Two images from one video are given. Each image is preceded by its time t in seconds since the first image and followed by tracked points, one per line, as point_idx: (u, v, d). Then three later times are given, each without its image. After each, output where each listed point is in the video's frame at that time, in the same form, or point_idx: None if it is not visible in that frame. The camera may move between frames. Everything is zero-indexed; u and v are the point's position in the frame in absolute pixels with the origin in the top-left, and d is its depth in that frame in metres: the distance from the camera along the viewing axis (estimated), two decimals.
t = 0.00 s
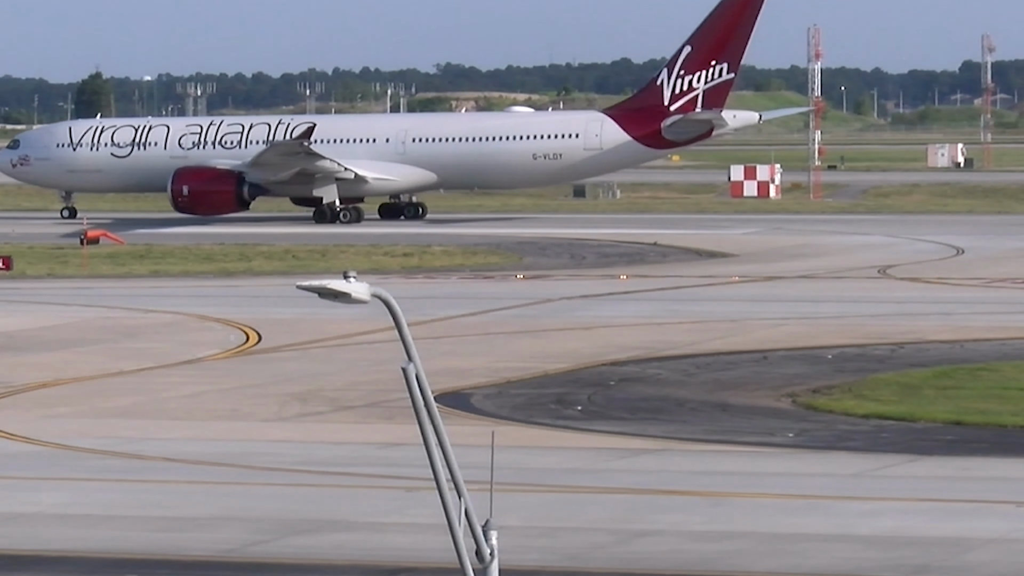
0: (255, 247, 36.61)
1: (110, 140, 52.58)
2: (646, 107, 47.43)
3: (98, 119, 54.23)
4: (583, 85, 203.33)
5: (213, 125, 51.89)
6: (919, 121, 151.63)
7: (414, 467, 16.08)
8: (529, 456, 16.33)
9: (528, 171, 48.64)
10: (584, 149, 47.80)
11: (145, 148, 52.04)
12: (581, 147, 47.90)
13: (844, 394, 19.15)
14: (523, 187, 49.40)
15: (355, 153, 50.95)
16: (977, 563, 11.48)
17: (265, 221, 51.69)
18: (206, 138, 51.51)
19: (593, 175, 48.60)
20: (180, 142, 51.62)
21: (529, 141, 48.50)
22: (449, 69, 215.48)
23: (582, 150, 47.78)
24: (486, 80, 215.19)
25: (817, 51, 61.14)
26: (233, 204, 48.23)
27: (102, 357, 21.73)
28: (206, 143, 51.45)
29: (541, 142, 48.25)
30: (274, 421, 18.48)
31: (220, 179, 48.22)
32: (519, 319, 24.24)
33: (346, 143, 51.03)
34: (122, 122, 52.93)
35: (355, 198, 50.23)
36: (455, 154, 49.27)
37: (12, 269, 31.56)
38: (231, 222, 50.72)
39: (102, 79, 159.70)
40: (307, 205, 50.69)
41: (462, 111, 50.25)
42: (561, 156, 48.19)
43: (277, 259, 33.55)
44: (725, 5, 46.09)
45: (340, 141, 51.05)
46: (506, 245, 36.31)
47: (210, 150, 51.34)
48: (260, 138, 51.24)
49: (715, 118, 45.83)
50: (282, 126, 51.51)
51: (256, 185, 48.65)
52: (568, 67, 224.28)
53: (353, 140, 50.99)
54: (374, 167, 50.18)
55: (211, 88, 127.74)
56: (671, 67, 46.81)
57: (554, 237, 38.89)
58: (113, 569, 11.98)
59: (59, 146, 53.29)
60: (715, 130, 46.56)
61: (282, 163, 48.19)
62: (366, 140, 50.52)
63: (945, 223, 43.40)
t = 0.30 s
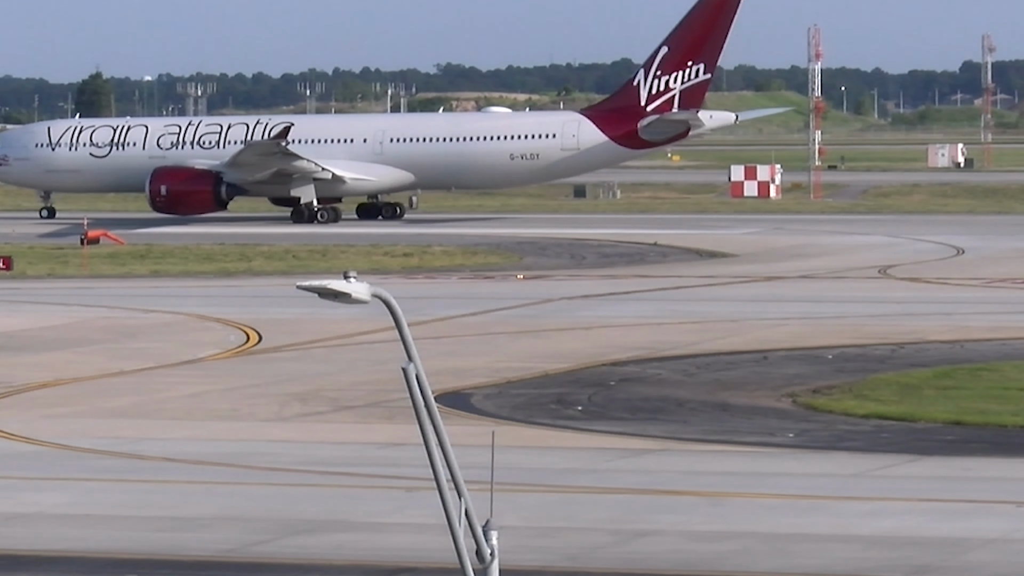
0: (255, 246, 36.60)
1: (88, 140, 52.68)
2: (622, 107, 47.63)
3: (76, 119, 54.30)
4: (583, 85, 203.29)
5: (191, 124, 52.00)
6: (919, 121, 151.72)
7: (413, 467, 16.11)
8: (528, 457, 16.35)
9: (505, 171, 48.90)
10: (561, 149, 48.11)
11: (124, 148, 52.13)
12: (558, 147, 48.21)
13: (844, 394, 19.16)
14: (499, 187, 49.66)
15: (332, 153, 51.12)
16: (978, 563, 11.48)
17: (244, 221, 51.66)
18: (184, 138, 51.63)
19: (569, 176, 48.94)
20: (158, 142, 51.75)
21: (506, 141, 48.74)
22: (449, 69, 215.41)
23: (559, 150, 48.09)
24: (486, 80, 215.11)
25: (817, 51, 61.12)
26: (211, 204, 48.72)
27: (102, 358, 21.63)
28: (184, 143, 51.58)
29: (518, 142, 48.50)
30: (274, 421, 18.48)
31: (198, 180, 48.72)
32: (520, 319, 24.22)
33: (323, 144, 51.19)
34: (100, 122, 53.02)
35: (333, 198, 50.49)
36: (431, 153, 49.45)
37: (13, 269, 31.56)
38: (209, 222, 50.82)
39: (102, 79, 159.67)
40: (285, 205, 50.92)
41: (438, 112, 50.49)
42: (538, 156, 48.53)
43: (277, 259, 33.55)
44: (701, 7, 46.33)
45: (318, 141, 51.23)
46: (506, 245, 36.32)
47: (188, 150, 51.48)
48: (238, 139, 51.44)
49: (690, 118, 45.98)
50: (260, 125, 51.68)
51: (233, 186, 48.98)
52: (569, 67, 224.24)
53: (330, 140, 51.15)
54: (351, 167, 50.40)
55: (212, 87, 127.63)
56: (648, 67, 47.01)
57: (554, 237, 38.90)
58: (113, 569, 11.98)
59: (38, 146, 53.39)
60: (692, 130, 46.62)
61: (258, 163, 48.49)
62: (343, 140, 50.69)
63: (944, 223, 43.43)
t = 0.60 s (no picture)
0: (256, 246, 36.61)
1: (65, 140, 52.79)
2: (598, 107, 48.06)
3: (53, 119, 54.38)
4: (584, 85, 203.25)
5: (167, 125, 52.18)
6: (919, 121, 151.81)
7: (413, 467, 16.17)
8: (527, 458, 16.41)
9: (479, 171, 49.21)
10: (536, 148, 48.52)
11: (101, 148, 52.24)
12: (534, 147, 48.61)
13: (844, 394, 19.18)
14: (472, 187, 49.97)
15: (307, 153, 51.36)
16: (979, 563, 11.47)
17: (219, 221, 51.60)
18: (161, 138, 51.80)
19: (543, 176, 49.35)
20: (135, 142, 51.90)
21: (481, 141, 49.06)
22: (449, 69, 215.39)
23: (534, 149, 48.49)
24: (487, 80, 215.10)
25: (817, 51, 61.14)
26: (187, 203, 48.79)
27: (101, 357, 21.47)
28: (161, 143, 51.75)
29: (493, 142, 48.86)
30: (273, 422, 18.50)
31: (174, 180, 48.80)
32: (521, 317, 24.24)
33: (298, 144, 51.43)
34: (77, 122, 53.12)
35: (308, 198, 50.60)
36: (407, 153, 49.81)
37: (13, 269, 31.58)
38: (187, 222, 51.00)
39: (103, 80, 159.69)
40: (261, 205, 50.98)
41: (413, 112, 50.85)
42: (513, 156, 48.87)
43: (278, 259, 33.58)
44: (675, 8, 46.65)
45: (293, 141, 51.48)
46: (506, 245, 36.34)
47: (165, 150, 51.66)
48: (214, 139, 51.65)
49: (665, 119, 46.41)
50: (236, 126, 51.94)
51: (209, 186, 49.03)
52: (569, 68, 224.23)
53: (305, 140, 51.37)
54: (327, 167, 50.67)
55: (212, 88, 127.61)
56: (624, 67, 47.38)
57: (554, 237, 38.92)
58: (111, 569, 11.98)
59: (15, 146, 53.45)
60: (666, 131, 47.09)
61: (235, 163, 48.56)
62: (319, 140, 50.95)
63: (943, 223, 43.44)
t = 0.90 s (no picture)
0: (256, 246, 36.61)
1: (40, 140, 52.85)
2: (570, 108, 48.26)
3: (28, 118, 54.42)
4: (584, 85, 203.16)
5: (142, 124, 52.25)
6: (919, 121, 151.83)
7: (410, 467, 16.18)
8: (527, 458, 16.43)
9: (452, 171, 49.37)
10: (509, 149, 48.69)
11: (76, 148, 52.37)
12: (506, 147, 48.78)
13: (845, 394, 19.18)
14: (445, 187, 50.13)
15: (281, 153, 51.42)
16: (979, 563, 11.47)
17: (193, 220, 51.63)
18: (135, 138, 51.89)
19: (516, 175, 49.54)
20: (109, 142, 51.99)
21: (454, 141, 49.22)
22: (450, 69, 215.35)
23: (507, 149, 48.67)
24: (487, 80, 215.08)
25: (817, 51, 61.10)
26: (160, 202, 48.68)
27: (102, 356, 21.49)
28: (135, 143, 51.84)
29: (466, 142, 49.01)
30: (276, 423, 18.59)
31: (148, 179, 48.72)
32: (520, 317, 24.21)
33: (272, 143, 51.48)
34: (51, 122, 53.18)
35: (281, 197, 50.77)
36: (380, 154, 49.99)
37: (13, 270, 31.58)
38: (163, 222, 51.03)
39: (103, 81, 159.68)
40: (234, 204, 51.10)
41: (386, 112, 50.99)
42: (485, 156, 49.04)
43: (278, 259, 33.57)
44: (647, 9, 46.77)
45: (267, 141, 51.55)
46: (506, 245, 36.36)
47: (139, 150, 51.77)
48: (188, 139, 51.72)
49: (637, 119, 46.62)
50: (211, 126, 52.00)
51: (183, 185, 49.06)
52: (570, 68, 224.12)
53: (279, 140, 51.42)
54: (301, 167, 50.77)
55: (212, 88, 127.51)
56: (596, 67, 47.49)
57: (554, 237, 38.91)
58: (111, 569, 11.98)
59: None
60: (639, 130, 47.32)
61: (209, 163, 48.64)
62: (292, 140, 51.02)
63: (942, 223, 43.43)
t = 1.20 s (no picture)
0: (256, 246, 36.57)
1: (12, 140, 52.36)
2: (540, 108, 48.08)
3: None
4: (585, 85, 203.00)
5: (114, 124, 51.94)
6: (920, 121, 151.76)
7: (407, 468, 16.16)
8: (526, 458, 16.44)
9: (423, 171, 49.12)
10: (479, 149, 48.45)
11: (48, 148, 51.93)
12: (477, 147, 48.53)
13: (844, 394, 19.18)
14: (416, 188, 49.87)
15: (253, 154, 51.15)
16: (978, 563, 11.47)
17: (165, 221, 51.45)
18: (107, 138, 51.57)
19: (486, 176, 49.29)
20: (82, 142, 51.63)
21: (425, 141, 48.98)
22: (450, 69, 215.20)
23: (477, 150, 48.42)
24: (488, 80, 214.98)
25: (817, 51, 61.06)
26: (133, 203, 48.01)
27: (101, 356, 21.47)
28: (107, 143, 51.53)
29: (436, 142, 48.76)
30: (275, 423, 18.61)
31: (120, 179, 48.05)
32: (520, 316, 24.18)
33: (244, 144, 51.20)
34: (23, 122, 52.73)
35: (252, 198, 50.31)
36: (350, 154, 49.73)
37: (13, 270, 31.53)
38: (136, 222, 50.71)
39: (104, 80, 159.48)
40: (205, 205, 50.56)
41: (357, 113, 50.73)
42: (455, 156, 48.78)
43: (277, 259, 33.54)
44: (616, 10, 46.55)
45: (239, 142, 51.27)
46: (506, 245, 36.34)
47: (111, 150, 51.45)
48: (161, 139, 51.43)
49: (607, 119, 46.47)
50: (183, 126, 51.79)
51: (155, 185, 48.51)
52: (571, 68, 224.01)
53: (251, 140, 51.16)
54: (272, 167, 50.43)
55: (212, 88, 127.35)
56: (566, 68, 47.29)
57: (554, 237, 38.88)
58: (110, 569, 11.97)
59: None
60: (609, 131, 47.09)
61: (180, 162, 48.17)
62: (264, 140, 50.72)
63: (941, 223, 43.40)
